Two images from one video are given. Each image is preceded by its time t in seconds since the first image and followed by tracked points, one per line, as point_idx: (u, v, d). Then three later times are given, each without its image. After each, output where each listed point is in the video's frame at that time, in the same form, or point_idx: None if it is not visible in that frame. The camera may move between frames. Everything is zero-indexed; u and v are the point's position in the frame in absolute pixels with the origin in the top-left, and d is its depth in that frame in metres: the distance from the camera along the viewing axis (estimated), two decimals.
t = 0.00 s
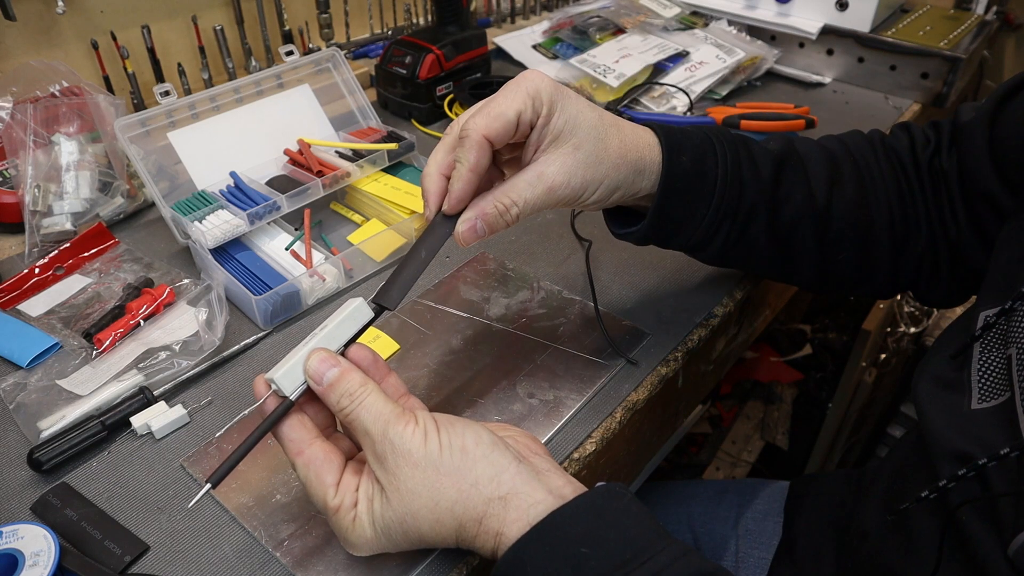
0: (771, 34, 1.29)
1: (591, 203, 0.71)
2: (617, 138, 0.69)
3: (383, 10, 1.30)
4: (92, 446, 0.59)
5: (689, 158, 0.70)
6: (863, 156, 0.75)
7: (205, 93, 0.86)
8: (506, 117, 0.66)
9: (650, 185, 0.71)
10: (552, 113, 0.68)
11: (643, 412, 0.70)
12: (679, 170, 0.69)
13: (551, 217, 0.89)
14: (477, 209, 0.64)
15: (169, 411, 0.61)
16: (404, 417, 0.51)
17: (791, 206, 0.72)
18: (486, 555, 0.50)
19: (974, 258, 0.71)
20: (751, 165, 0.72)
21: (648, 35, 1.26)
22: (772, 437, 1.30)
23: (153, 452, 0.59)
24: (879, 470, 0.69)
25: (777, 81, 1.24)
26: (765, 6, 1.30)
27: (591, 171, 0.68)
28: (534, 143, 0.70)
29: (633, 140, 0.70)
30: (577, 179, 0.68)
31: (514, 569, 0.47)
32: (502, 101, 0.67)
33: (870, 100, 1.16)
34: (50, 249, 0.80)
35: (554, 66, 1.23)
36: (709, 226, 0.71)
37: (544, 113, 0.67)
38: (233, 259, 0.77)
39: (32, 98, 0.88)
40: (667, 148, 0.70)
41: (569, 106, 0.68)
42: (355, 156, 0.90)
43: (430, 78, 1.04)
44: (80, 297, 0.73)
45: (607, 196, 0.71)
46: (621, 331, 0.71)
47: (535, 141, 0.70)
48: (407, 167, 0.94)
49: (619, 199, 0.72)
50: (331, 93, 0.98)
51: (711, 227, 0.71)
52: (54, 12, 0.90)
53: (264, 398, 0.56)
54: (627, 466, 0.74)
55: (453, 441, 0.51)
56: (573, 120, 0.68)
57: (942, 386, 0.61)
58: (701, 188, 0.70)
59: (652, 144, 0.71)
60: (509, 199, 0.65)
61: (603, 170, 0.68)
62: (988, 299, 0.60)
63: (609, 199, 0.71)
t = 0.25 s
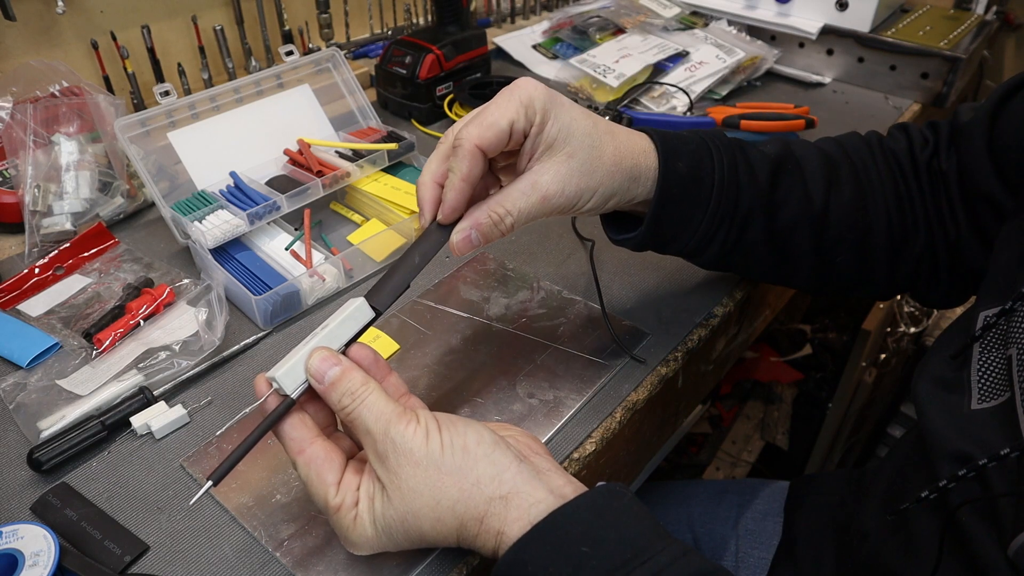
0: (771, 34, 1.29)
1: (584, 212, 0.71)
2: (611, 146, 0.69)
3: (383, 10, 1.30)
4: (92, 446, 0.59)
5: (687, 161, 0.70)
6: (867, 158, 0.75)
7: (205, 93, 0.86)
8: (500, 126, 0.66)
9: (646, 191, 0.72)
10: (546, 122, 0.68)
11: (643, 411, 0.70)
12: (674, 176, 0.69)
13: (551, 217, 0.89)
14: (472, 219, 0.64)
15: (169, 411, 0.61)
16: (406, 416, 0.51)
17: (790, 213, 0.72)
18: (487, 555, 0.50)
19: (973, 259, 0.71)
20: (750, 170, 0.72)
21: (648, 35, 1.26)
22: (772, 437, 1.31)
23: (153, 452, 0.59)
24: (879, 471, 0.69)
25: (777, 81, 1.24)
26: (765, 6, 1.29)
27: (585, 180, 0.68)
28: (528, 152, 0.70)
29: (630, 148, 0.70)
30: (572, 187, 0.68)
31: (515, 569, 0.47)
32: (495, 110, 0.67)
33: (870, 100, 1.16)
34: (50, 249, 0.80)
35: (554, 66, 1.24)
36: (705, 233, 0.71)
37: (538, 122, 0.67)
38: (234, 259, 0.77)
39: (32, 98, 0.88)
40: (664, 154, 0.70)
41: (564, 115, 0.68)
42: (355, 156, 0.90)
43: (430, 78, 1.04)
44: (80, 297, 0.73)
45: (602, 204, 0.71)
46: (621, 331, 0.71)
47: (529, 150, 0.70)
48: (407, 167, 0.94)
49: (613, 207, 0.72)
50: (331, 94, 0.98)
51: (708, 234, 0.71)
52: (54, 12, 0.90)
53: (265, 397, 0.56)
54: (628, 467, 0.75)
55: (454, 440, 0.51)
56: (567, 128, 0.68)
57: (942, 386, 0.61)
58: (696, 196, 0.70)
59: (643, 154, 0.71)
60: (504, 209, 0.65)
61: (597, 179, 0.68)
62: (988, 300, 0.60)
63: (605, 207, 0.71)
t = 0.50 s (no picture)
0: (771, 34, 1.29)
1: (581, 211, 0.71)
2: (607, 145, 0.69)
3: (383, 9, 1.30)
4: (92, 447, 0.59)
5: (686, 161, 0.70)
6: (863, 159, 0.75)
7: (205, 93, 0.86)
8: (494, 126, 0.66)
9: (644, 191, 0.71)
10: (541, 121, 0.68)
11: (643, 411, 0.70)
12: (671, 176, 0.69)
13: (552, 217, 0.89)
14: (467, 220, 0.64)
15: (169, 411, 0.61)
16: (404, 417, 0.51)
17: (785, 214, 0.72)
18: (485, 556, 0.50)
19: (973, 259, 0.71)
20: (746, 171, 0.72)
21: (648, 35, 1.26)
22: (772, 437, 1.31)
23: (153, 452, 0.59)
24: (879, 471, 0.69)
25: (777, 81, 1.24)
26: (765, 6, 1.29)
27: (581, 180, 0.68)
28: (525, 151, 0.70)
29: (625, 148, 0.70)
30: (568, 188, 0.68)
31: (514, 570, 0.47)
32: (490, 110, 0.67)
33: (871, 100, 1.16)
34: (50, 249, 0.80)
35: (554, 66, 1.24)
36: (700, 233, 0.71)
37: (533, 121, 0.68)
38: (233, 259, 0.77)
39: (32, 98, 0.88)
40: (661, 155, 0.69)
41: (559, 115, 0.68)
42: (355, 156, 0.90)
43: (430, 78, 1.04)
44: (80, 297, 0.73)
45: (600, 203, 0.70)
46: (621, 331, 0.71)
47: (525, 149, 0.70)
48: (407, 167, 0.94)
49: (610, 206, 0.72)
50: (331, 93, 0.98)
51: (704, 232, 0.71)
52: (54, 12, 0.90)
53: (263, 398, 0.56)
54: (627, 467, 0.75)
55: (452, 441, 0.51)
56: (563, 128, 0.68)
57: (941, 387, 0.61)
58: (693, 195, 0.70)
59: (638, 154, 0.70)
60: (499, 209, 0.65)
61: (592, 178, 0.68)
62: (987, 301, 0.60)
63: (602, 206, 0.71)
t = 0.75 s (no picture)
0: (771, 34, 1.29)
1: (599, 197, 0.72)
2: (614, 131, 0.70)
3: (383, 9, 1.30)
4: (92, 447, 0.59)
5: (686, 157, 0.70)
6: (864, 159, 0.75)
7: (205, 93, 0.86)
8: (502, 122, 0.71)
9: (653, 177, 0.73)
10: (548, 113, 0.71)
11: (643, 412, 0.70)
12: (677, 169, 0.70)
13: (552, 217, 0.89)
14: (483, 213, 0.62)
15: (169, 411, 0.61)
16: (398, 424, 0.51)
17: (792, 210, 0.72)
18: (483, 563, 0.50)
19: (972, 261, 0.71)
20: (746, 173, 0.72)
21: (648, 35, 1.26)
22: (772, 437, 1.31)
23: (153, 452, 0.59)
24: (878, 472, 0.69)
25: (776, 81, 1.24)
26: (765, 5, 1.30)
27: (593, 166, 0.69)
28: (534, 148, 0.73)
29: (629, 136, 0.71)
30: (580, 174, 0.68)
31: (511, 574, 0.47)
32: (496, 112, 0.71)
33: (871, 100, 1.16)
34: (50, 249, 0.80)
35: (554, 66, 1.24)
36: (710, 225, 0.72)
37: (539, 116, 0.71)
38: (232, 259, 0.77)
39: (32, 98, 0.88)
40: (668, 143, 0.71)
41: (565, 108, 0.71)
42: (355, 156, 0.90)
43: (430, 78, 1.04)
44: (80, 297, 0.73)
45: (614, 189, 0.71)
46: (621, 331, 0.71)
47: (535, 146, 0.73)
48: (407, 167, 0.94)
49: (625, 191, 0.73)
50: (331, 93, 0.98)
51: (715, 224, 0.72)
52: (54, 12, 0.90)
53: (256, 407, 0.56)
54: (627, 467, 0.75)
55: (447, 448, 0.51)
56: (569, 118, 0.71)
57: (940, 389, 0.61)
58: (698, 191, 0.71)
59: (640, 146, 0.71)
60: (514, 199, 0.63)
61: (604, 161, 0.69)
62: (987, 302, 0.60)
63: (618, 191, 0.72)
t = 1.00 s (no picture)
0: (771, 34, 1.29)
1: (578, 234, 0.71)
2: (579, 175, 0.67)
3: (383, 9, 1.30)
4: (91, 447, 0.59)
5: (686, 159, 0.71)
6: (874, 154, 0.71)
7: (205, 93, 0.86)
8: (457, 202, 0.67)
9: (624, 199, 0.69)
10: (508, 181, 0.67)
11: (643, 411, 0.70)
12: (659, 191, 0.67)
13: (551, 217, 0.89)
14: (450, 259, 0.64)
15: (169, 411, 0.61)
16: (402, 419, 0.51)
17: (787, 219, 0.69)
18: (483, 558, 0.50)
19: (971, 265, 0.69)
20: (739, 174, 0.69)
21: (648, 35, 1.27)
22: (772, 437, 1.31)
23: (153, 452, 0.59)
24: (878, 471, 0.69)
25: (776, 80, 1.24)
26: (765, 5, 1.29)
27: (557, 211, 0.66)
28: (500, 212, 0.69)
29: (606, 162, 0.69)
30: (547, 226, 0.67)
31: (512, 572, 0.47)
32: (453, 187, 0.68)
33: (871, 100, 1.16)
34: (50, 249, 0.80)
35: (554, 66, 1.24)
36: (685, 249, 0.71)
37: (501, 184, 0.67)
38: (233, 259, 0.77)
39: (32, 98, 0.88)
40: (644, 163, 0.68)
41: (525, 166, 0.67)
42: (355, 156, 0.90)
43: (430, 78, 1.04)
44: (80, 297, 0.73)
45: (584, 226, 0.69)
46: (621, 331, 0.71)
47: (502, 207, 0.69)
48: (407, 167, 0.94)
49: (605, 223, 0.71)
50: (331, 94, 0.98)
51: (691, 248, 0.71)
52: (54, 12, 0.90)
53: (261, 397, 0.57)
54: (627, 467, 0.75)
55: (452, 443, 0.51)
56: (530, 175, 0.66)
57: (941, 387, 0.61)
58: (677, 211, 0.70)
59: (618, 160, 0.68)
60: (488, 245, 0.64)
61: (570, 210, 0.67)
62: (990, 300, 0.59)
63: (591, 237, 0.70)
